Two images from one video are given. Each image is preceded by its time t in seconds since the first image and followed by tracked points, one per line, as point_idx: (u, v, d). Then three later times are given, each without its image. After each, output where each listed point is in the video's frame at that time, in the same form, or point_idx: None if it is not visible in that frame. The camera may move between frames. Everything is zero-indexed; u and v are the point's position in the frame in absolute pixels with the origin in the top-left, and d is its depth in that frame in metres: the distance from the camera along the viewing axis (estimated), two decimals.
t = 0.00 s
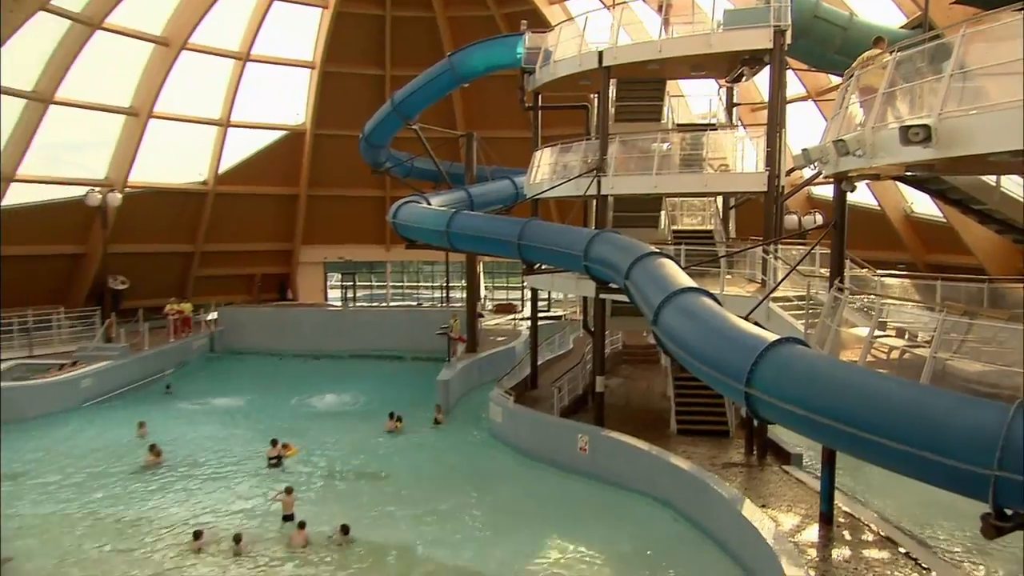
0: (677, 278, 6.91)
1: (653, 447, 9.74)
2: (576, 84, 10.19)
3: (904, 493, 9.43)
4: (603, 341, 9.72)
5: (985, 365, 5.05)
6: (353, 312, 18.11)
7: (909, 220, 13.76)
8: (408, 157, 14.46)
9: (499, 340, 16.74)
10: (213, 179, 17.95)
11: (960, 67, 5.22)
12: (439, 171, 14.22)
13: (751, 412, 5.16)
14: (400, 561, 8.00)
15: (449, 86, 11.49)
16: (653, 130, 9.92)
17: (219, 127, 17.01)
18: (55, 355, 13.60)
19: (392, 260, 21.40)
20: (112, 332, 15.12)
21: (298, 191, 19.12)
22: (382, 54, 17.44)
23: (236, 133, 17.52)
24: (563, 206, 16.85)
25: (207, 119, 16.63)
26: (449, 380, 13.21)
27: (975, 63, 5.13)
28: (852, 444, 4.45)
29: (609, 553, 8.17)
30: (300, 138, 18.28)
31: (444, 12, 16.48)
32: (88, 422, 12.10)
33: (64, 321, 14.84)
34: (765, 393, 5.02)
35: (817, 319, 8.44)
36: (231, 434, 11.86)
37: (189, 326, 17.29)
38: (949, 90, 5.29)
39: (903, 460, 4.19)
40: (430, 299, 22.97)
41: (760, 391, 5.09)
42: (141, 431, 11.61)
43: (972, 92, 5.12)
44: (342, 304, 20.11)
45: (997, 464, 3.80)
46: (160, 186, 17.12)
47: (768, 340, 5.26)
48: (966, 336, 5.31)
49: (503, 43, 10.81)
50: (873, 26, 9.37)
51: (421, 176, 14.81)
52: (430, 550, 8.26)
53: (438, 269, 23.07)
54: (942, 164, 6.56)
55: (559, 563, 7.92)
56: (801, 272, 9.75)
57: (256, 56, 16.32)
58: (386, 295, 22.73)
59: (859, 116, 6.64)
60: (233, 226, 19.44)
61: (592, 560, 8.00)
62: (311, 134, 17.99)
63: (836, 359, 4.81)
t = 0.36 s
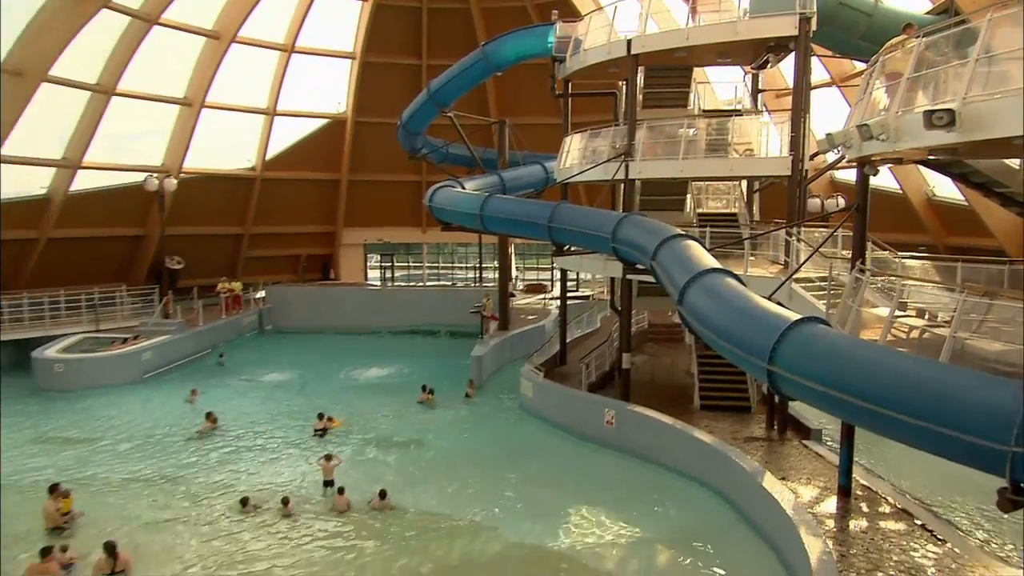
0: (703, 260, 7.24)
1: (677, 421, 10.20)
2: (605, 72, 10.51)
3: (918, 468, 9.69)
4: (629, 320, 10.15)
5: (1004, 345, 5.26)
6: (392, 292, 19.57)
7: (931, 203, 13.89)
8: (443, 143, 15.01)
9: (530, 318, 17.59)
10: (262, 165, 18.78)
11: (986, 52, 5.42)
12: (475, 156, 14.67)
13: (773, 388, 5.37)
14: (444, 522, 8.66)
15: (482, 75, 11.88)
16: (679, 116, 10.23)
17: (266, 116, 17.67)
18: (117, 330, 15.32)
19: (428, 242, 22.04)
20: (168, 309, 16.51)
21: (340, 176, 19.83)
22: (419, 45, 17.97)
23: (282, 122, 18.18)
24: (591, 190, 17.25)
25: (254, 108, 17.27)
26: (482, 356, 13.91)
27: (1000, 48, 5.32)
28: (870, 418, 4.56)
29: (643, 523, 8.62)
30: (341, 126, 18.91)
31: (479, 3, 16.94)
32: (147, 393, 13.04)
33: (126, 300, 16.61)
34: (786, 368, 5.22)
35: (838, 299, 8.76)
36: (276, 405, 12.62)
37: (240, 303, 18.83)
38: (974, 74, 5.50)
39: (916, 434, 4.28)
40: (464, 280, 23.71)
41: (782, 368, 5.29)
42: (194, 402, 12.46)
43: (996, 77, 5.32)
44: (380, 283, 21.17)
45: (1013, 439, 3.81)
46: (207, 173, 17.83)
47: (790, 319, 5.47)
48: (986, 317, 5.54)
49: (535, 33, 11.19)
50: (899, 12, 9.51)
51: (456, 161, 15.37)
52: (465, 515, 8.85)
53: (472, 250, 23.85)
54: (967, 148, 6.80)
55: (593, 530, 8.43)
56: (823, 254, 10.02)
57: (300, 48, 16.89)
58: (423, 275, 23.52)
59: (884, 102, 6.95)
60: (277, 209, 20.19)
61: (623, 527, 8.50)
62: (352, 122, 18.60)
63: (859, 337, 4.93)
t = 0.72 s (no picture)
0: (723, 244, 7.64)
1: (697, 398, 10.63)
2: (630, 61, 10.84)
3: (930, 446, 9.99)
4: (651, 302, 10.55)
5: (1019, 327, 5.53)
6: (423, 275, 20.37)
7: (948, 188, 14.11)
8: (474, 131, 15.50)
9: (555, 299, 18.13)
10: (302, 153, 19.51)
11: (1009, 39, 5.65)
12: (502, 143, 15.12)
13: (791, 366, 5.79)
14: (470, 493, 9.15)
15: (511, 65, 12.26)
16: (701, 104, 10.53)
17: (306, 107, 18.40)
18: (171, 309, 16.24)
19: (460, 225, 23.02)
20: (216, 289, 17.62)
21: (376, 163, 20.66)
22: (450, 36, 18.60)
23: (322, 112, 18.87)
24: (616, 176, 17.61)
25: (295, 98, 17.99)
26: (509, 336, 14.34)
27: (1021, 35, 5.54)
28: (888, 398, 4.90)
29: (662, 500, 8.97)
30: (376, 116, 19.71)
31: None
32: (192, 369, 13.84)
33: (179, 280, 17.52)
34: (805, 350, 5.59)
35: (855, 283, 9.06)
36: (312, 381, 13.30)
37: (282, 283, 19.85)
38: (996, 62, 5.76)
39: (928, 411, 4.63)
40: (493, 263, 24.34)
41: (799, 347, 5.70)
42: (237, 377, 13.20)
43: (1014, 64, 5.58)
44: (412, 266, 21.96)
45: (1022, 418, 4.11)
46: (250, 160, 18.61)
47: (809, 302, 5.83)
48: (1000, 300, 5.79)
49: (562, 24, 11.58)
50: (920, 0, 9.66)
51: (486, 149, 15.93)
52: (494, 484, 9.39)
53: (500, 235, 24.46)
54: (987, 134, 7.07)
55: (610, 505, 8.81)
56: (841, 238, 10.32)
57: (337, 40, 17.52)
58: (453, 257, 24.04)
59: (904, 91, 7.32)
60: (315, 194, 20.92)
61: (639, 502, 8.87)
62: (386, 112, 19.36)
63: (872, 317, 5.31)
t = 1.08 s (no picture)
0: (743, 231, 7.95)
1: (715, 380, 11.07)
2: (653, 53, 11.14)
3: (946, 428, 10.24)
4: (672, 287, 10.95)
5: None
6: (451, 260, 20.91)
7: (965, 176, 14.42)
8: (501, 122, 15.98)
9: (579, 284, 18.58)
10: (337, 143, 20.19)
11: None
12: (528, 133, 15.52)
13: (807, 350, 6.00)
14: (467, 493, 8.98)
15: (538, 58, 12.63)
16: (722, 95, 10.83)
17: (341, 99, 19.10)
18: (217, 292, 17.28)
19: (487, 212, 23.53)
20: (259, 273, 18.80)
21: (407, 153, 21.39)
22: (479, 30, 18.91)
23: (357, 105, 19.64)
24: (639, 164, 17.91)
25: (333, 91, 18.64)
26: (536, 318, 15.13)
27: None
28: (904, 381, 5.07)
29: (667, 500, 8.81)
30: (408, 107, 20.38)
31: None
32: (234, 348, 14.60)
33: (223, 264, 18.60)
34: (822, 333, 5.81)
35: (871, 270, 9.38)
36: (346, 362, 13.95)
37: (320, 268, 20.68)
38: (1016, 50, 5.96)
39: (944, 395, 4.78)
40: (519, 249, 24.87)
41: (816, 331, 5.91)
42: (276, 357, 13.93)
43: None
44: (442, 252, 22.59)
45: None
46: (291, 151, 19.37)
47: (826, 287, 6.04)
48: (1015, 287, 6.09)
49: (588, 18, 11.98)
50: None
51: (513, 139, 16.46)
52: (519, 459, 9.92)
53: (526, 222, 24.95)
54: (1003, 124, 7.29)
55: (609, 508, 8.57)
56: (859, 225, 10.58)
57: (372, 35, 18.03)
58: (481, 244, 24.64)
59: (924, 80, 7.59)
60: (350, 183, 21.74)
61: (638, 506, 8.62)
62: (417, 103, 20.02)
63: (888, 303, 5.50)
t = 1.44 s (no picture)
0: (763, 220, 8.27)
1: (733, 364, 11.46)
2: (675, 47, 11.43)
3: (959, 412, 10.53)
4: (691, 274, 11.32)
5: None
6: (477, 247, 21.48)
7: (982, 167, 15.28)
8: (528, 114, 16.44)
9: (602, 271, 19.00)
10: (371, 136, 20.90)
11: None
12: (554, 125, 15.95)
13: (825, 337, 6.22)
14: (467, 492, 8.82)
15: (564, 52, 12.99)
16: (742, 87, 11.12)
17: (375, 93, 19.66)
18: (259, 276, 18.13)
19: (514, 202, 24.09)
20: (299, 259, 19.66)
21: (437, 144, 22.02)
22: (506, 23, 19.31)
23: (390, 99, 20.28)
24: (661, 155, 18.22)
25: (366, 85, 19.29)
26: (560, 303, 15.52)
27: None
28: (920, 367, 5.24)
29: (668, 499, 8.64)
30: (438, 100, 20.96)
31: None
32: (271, 331, 15.36)
33: (264, 250, 19.40)
34: (839, 321, 6.03)
35: (887, 258, 9.68)
36: (378, 345, 14.62)
37: (355, 254, 21.50)
38: None
39: (960, 380, 4.93)
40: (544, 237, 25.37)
41: (832, 318, 6.15)
42: (312, 339, 14.65)
43: None
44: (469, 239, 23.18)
45: None
46: (329, 142, 20.09)
47: (843, 275, 6.27)
48: None
49: (612, 12, 12.32)
50: None
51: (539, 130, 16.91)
52: (543, 438, 10.42)
53: (551, 211, 25.42)
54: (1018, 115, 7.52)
55: (612, 507, 8.40)
56: (876, 215, 10.85)
57: (405, 31, 18.61)
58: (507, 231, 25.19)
59: (943, 72, 7.86)
60: (382, 173, 22.45)
61: (638, 505, 8.47)
62: (446, 96, 20.56)
63: (904, 290, 5.70)
